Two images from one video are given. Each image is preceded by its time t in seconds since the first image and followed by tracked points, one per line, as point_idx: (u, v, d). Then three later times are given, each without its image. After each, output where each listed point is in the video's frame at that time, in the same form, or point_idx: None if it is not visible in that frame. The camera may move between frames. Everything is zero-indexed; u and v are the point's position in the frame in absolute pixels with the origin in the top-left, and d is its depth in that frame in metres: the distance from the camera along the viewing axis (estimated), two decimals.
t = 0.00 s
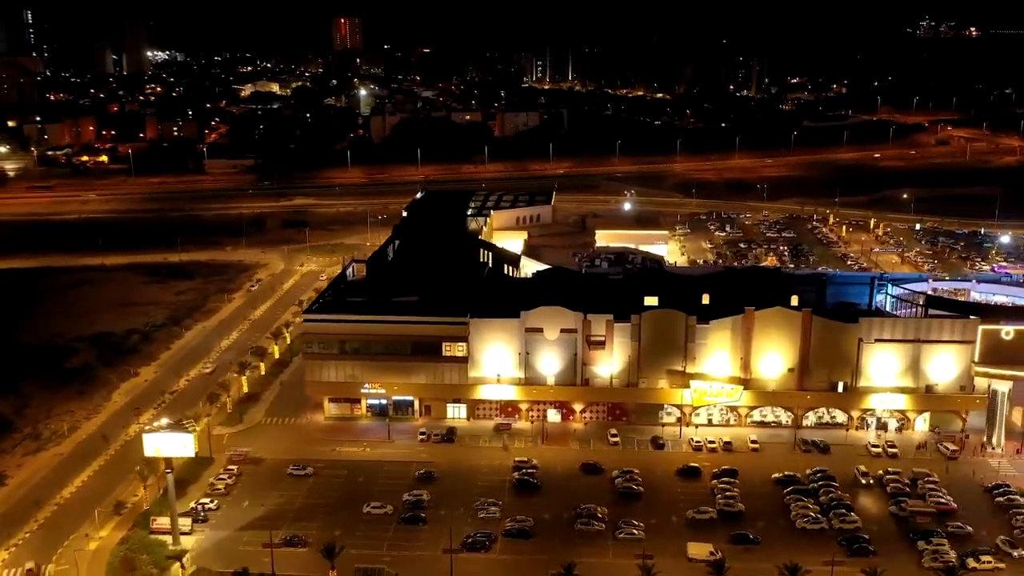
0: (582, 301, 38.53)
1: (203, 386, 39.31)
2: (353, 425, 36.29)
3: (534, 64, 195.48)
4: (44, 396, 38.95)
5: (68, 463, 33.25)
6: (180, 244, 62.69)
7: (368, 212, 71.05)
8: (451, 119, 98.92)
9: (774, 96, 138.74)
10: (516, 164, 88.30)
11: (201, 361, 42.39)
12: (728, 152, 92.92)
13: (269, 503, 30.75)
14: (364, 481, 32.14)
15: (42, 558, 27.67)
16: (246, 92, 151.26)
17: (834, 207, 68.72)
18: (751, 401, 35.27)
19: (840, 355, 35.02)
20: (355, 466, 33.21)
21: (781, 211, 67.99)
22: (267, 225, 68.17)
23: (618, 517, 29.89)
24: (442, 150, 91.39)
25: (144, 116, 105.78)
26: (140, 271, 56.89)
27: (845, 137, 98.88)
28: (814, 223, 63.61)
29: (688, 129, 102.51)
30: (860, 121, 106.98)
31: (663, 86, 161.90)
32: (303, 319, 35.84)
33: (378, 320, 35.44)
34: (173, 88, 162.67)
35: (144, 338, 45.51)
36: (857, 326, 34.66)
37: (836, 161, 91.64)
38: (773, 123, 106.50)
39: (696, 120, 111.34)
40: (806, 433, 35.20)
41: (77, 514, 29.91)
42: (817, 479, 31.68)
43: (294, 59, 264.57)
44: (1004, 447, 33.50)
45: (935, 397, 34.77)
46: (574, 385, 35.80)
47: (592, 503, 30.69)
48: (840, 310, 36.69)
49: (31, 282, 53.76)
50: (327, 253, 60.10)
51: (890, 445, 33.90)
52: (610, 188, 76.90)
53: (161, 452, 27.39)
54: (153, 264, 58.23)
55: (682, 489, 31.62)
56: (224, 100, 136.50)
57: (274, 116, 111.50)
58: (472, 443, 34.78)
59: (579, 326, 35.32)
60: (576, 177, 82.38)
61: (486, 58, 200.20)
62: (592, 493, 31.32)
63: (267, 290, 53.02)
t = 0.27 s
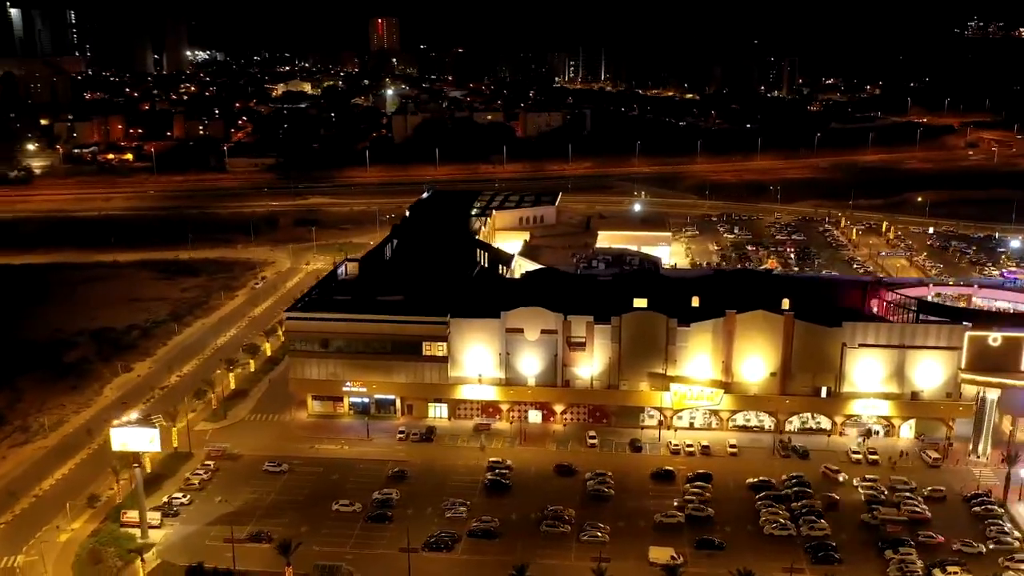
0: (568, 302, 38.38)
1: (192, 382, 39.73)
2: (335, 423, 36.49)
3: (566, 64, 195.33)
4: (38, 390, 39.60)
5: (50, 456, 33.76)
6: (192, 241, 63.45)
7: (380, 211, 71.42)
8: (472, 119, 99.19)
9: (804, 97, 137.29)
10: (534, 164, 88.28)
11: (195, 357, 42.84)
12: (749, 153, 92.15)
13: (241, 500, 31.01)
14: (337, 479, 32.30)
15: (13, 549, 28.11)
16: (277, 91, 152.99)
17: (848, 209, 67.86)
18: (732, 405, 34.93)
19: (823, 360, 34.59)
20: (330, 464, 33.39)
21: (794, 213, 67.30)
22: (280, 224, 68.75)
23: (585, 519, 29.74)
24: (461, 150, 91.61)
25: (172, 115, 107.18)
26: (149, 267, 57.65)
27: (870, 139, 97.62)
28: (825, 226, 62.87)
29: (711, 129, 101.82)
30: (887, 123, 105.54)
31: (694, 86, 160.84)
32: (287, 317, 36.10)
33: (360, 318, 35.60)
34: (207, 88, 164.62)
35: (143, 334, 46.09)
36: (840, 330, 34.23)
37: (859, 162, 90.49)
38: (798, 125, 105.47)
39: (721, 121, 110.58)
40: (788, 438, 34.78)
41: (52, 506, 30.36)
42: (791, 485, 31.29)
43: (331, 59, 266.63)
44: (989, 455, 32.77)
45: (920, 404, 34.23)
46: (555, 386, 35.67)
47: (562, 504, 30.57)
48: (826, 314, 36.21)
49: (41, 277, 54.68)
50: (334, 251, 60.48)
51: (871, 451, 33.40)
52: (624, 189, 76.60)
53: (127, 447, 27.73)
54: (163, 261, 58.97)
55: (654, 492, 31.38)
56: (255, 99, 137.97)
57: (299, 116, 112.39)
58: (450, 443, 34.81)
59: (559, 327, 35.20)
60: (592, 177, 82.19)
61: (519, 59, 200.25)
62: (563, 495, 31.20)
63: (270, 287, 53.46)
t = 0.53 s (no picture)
0: (555, 301, 38.28)
1: (184, 379, 40.13)
2: (320, 421, 36.71)
3: (595, 65, 194.92)
4: (33, 384, 40.19)
5: (38, 450, 34.25)
6: (202, 240, 64.11)
7: (391, 210, 71.72)
8: (490, 119, 99.31)
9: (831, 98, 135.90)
10: (550, 164, 88.20)
11: (190, 354, 43.27)
12: (768, 154, 91.41)
13: (218, 495, 31.25)
14: (315, 477, 32.47)
15: None
16: (304, 91, 153.99)
17: (861, 212, 67.08)
18: (715, 408, 34.66)
19: (807, 364, 34.22)
20: (310, 462, 33.58)
21: (804, 215, 66.64)
22: (291, 222, 69.24)
23: (557, 520, 29.63)
24: (478, 150, 91.73)
25: (195, 115, 108.31)
26: (157, 264, 58.30)
27: (892, 140, 96.43)
28: (835, 228, 62.19)
29: (730, 130, 101.13)
30: (911, 124, 104.21)
31: (721, 86, 159.67)
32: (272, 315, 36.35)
33: (344, 317, 35.77)
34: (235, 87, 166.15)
35: (142, 330, 46.59)
36: (825, 335, 33.85)
37: (880, 162, 89.41)
38: (820, 125, 104.49)
39: (743, 121, 109.79)
40: (771, 442, 34.49)
41: (33, 500, 30.80)
42: (769, 489, 31.00)
43: (363, 59, 268.10)
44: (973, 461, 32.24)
45: (905, 410, 33.76)
46: (538, 387, 35.60)
47: (535, 505, 30.49)
48: (813, 318, 35.82)
49: (51, 274, 55.50)
50: (340, 249, 60.77)
51: (854, 457, 33.03)
52: (636, 189, 76.29)
53: (101, 442, 28.07)
54: (171, 259, 59.58)
55: (629, 494, 31.24)
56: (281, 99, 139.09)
57: (321, 115, 113.05)
58: (431, 442, 34.88)
59: (542, 328, 35.12)
60: (606, 177, 81.98)
61: (547, 58, 199.91)
62: (537, 496, 31.12)
63: (273, 286, 53.84)
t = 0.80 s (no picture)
0: (539, 302, 38.21)
1: (175, 375, 40.61)
2: (302, 418, 36.98)
3: (626, 65, 194.34)
4: (28, 378, 40.88)
5: (23, 443, 34.84)
6: (213, 238, 64.84)
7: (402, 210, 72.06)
8: (510, 119, 99.40)
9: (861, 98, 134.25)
10: (567, 164, 88.11)
11: (184, 350, 43.78)
12: (788, 155, 90.57)
13: (192, 490, 31.57)
14: (289, 474, 32.69)
15: None
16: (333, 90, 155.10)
17: (874, 214, 66.23)
18: (694, 412, 34.39)
19: (787, 368, 33.84)
20: (287, 459, 33.83)
21: (816, 217, 65.93)
22: (302, 221, 69.80)
23: (522, 521, 29.57)
24: (496, 149, 91.86)
25: (220, 114, 109.55)
26: (166, 261, 59.05)
27: (917, 142, 95.08)
28: (844, 230, 61.46)
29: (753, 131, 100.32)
30: (938, 126, 102.67)
31: (751, 87, 158.43)
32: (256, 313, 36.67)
33: (325, 316, 35.96)
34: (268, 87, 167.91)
35: (142, 326, 47.21)
36: (805, 338, 33.44)
37: (902, 164, 88.23)
38: (844, 126, 103.32)
39: (768, 122, 108.86)
40: (750, 447, 34.16)
41: (11, 492, 31.33)
42: (740, 494, 30.72)
43: (398, 58, 269.59)
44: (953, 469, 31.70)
45: (887, 416, 33.24)
46: (517, 387, 35.57)
47: (502, 506, 30.46)
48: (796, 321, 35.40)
49: (61, 270, 56.43)
50: (347, 247, 61.13)
51: (832, 462, 32.61)
52: (649, 190, 75.93)
53: (71, 436, 28.52)
54: (181, 256, 60.32)
55: (599, 496, 31.10)
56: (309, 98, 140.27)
57: (346, 114, 113.80)
58: (408, 441, 34.99)
59: (521, 328, 35.08)
60: (621, 178, 81.74)
61: (580, 58, 199.60)
62: (507, 496, 31.10)
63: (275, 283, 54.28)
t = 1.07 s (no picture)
0: (522, 302, 38.16)
1: (165, 371, 41.12)
2: (284, 415, 37.26)
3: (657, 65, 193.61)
4: (24, 372, 41.58)
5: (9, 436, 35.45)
6: (224, 236, 65.56)
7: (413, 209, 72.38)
8: (530, 119, 99.43)
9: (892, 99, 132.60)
10: (584, 164, 88.02)
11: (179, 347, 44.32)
12: (808, 156, 89.69)
13: (166, 485, 31.90)
14: (263, 471, 32.94)
15: None
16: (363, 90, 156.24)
17: (885, 217, 65.41)
18: (671, 414, 34.14)
19: (765, 371, 33.47)
20: (263, 456, 34.08)
21: (827, 219, 65.21)
22: (314, 219, 70.35)
23: (487, 521, 29.53)
24: (514, 149, 91.96)
25: (245, 113, 110.75)
26: (175, 258, 59.82)
27: (941, 143, 93.70)
28: (853, 233, 60.72)
29: (774, 131, 99.52)
30: (964, 127, 101.10)
31: (781, 87, 157.13)
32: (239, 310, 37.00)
33: (305, 314, 36.17)
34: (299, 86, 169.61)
35: (141, 323, 47.83)
36: (782, 342, 33.04)
37: (923, 166, 87.03)
38: (870, 127, 102.10)
39: (792, 123, 107.89)
40: (727, 451, 33.85)
41: None
42: (709, 498, 30.43)
43: (433, 58, 270.91)
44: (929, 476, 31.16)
45: (865, 422, 32.74)
46: (495, 387, 35.57)
47: (469, 506, 30.42)
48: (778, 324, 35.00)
49: (71, 266, 57.39)
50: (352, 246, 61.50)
51: (807, 468, 32.19)
52: (662, 191, 75.63)
53: (43, 430, 28.96)
54: (190, 253, 61.07)
55: (568, 498, 30.99)
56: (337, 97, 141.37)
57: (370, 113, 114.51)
58: (385, 440, 35.11)
59: (500, 329, 35.09)
60: (636, 178, 81.54)
61: (611, 58, 199.19)
62: (475, 496, 31.07)
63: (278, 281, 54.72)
